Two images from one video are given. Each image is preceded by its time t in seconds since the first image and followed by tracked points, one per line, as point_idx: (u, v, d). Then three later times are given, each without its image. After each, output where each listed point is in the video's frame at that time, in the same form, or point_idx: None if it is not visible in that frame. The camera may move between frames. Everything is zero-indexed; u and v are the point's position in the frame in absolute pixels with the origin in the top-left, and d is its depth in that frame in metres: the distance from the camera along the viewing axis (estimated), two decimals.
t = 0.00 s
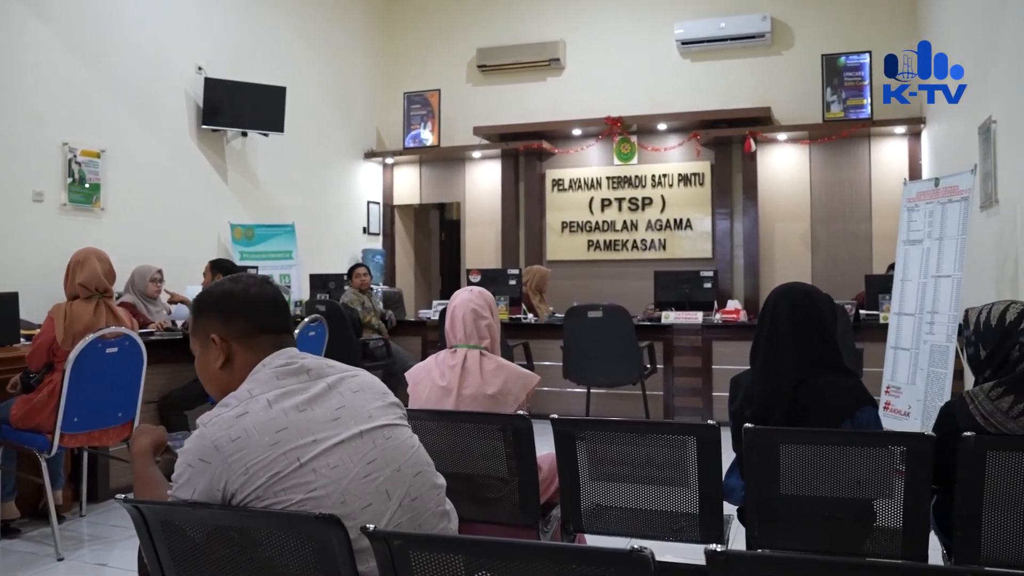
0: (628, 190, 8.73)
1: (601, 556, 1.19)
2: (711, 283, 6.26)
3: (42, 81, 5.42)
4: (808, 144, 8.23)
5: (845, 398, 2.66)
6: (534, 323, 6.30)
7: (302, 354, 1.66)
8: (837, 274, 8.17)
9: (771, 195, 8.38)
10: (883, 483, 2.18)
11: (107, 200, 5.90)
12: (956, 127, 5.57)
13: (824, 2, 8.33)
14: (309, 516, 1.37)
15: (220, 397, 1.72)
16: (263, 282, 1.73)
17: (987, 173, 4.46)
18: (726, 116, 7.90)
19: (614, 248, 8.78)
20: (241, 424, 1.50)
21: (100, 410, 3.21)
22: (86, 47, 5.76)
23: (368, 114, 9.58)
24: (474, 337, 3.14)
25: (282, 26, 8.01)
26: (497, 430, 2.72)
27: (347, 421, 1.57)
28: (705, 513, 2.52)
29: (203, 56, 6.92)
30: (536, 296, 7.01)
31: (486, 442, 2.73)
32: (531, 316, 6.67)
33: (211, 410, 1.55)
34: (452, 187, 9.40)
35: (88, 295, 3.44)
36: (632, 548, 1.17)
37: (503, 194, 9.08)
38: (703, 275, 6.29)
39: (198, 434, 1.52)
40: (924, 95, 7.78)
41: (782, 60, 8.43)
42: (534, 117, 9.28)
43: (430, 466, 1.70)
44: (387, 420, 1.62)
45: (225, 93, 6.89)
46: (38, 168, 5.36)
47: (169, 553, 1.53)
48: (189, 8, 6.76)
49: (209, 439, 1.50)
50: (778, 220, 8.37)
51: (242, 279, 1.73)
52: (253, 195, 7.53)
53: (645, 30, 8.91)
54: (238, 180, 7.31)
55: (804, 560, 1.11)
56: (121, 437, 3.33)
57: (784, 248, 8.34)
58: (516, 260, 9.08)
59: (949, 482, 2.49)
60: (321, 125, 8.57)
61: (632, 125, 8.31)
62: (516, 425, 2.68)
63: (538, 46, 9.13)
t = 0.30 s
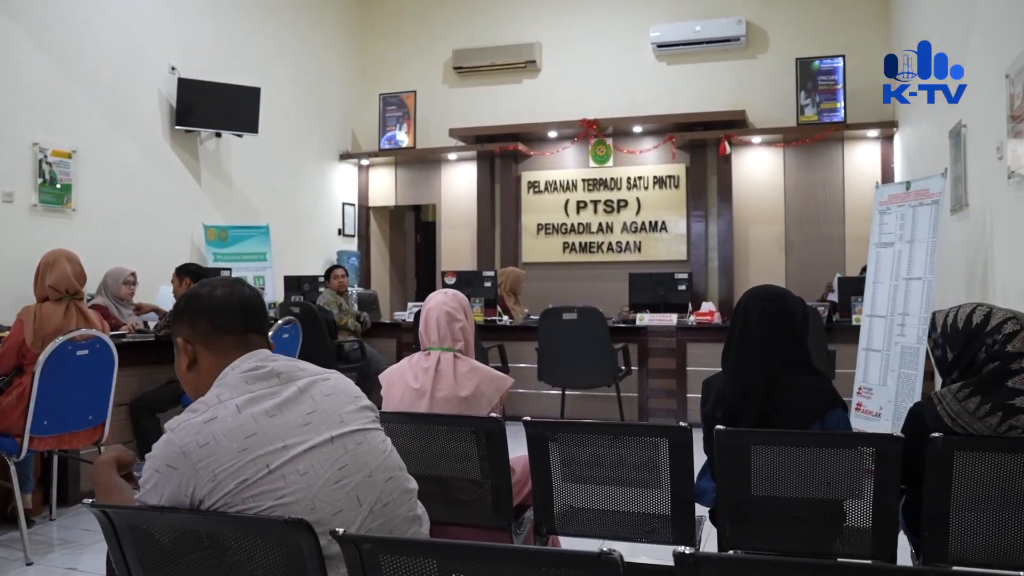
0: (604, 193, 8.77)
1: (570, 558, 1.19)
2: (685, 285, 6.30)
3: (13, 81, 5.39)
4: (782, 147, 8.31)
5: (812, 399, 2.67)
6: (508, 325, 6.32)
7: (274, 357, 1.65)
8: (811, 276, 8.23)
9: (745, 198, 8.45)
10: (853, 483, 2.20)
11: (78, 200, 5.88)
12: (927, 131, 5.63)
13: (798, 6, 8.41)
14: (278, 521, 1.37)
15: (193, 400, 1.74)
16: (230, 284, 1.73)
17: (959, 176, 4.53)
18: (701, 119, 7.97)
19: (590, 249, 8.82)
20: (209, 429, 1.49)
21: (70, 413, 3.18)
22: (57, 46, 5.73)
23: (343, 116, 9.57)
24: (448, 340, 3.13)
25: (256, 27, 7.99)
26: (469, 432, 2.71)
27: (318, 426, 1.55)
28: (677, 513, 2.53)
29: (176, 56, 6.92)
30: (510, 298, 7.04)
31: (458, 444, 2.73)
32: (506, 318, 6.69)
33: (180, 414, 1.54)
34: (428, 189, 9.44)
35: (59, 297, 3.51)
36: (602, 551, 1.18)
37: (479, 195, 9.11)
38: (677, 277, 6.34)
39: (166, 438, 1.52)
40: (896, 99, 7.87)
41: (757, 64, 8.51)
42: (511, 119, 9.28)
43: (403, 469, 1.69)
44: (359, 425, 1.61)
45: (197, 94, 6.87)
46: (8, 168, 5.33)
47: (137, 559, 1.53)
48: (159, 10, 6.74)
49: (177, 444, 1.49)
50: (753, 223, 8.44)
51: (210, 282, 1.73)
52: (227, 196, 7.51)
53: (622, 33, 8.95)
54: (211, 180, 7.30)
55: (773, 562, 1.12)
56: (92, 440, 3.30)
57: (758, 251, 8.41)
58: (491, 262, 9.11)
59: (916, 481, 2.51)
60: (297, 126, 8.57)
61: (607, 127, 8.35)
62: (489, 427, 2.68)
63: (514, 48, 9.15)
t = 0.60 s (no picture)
0: (580, 194, 8.81)
1: (539, 560, 1.20)
2: (661, 287, 6.34)
3: None
4: (758, 149, 8.36)
5: (783, 401, 2.69)
6: (484, 327, 6.33)
7: (245, 360, 1.64)
8: (786, 277, 8.29)
9: (721, 200, 8.49)
10: (823, 484, 2.21)
11: (48, 201, 5.84)
12: (900, 136, 5.67)
13: (773, 10, 8.47)
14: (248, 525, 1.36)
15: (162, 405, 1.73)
16: (203, 287, 1.72)
17: (931, 180, 4.59)
18: (677, 120, 8.02)
19: (566, 251, 8.84)
20: (177, 434, 1.48)
21: (39, 416, 3.15)
22: (25, 46, 5.69)
23: (319, 116, 9.52)
24: (422, 342, 3.13)
25: (231, 26, 7.94)
26: (443, 434, 2.70)
27: (288, 429, 1.55)
28: (650, 516, 2.54)
29: (149, 56, 6.87)
30: (487, 299, 7.07)
31: (432, 447, 2.71)
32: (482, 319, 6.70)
33: (148, 418, 1.53)
34: (403, 190, 9.41)
35: (27, 299, 3.54)
36: (570, 554, 1.18)
37: (455, 196, 9.11)
38: (653, 279, 6.37)
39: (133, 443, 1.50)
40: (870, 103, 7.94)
41: (733, 67, 8.56)
42: (489, 120, 9.27)
43: (375, 472, 1.69)
44: (330, 428, 1.60)
45: (171, 94, 6.82)
46: None
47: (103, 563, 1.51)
48: (133, 9, 6.70)
49: (145, 449, 1.47)
50: (729, 225, 8.49)
51: (182, 285, 1.72)
52: (201, 196, 7.45)
53: (599, 34, 8.97)
54: (184, 181, 7.25)
55: (738, 563, 1.13)
56: (62, 444, 3.26)
57: (734, 252, 8.46)
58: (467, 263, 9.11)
59: (887, 480, 2.53)
60: (272, 127, 8.52)
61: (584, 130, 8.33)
62: (463, 430, 2.67)
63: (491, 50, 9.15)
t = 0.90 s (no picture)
0: (558, 196, 8.83)
1: (511, 562, 1.21)
2: (638, 288, 6.36)
3: None
4: (734, 152, 8.41)
5: (756, 402, 2.70)
6: (461, 328, 6.33)
7: (217, 364, 1.64)
8: (763, 278, 8.35)
9: (698, 202, 8.53)
10: (796, 484, 2.23)
11: (20, 201, 5.79)
12: (874, 140, 5.72)
13: (750, 14, 8.53)
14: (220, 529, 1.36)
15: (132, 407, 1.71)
16: (175, 289, 1.70)
17: (903, 183, 4.65)
18: (654, 122, 8.07)
19: (544, 252, 8.86)
20: (147, 437, 1.46)
21: (9, 419, 3.12)
22: None
23: (295, 116, 9.47)
24: (397, 344, 3.12)
25: (206, 26, 7.88)
26: (418, 436, 2.67)
27: (260, 432, 1.54)
28: (624, 515, 2.55)
29: (124, 55, 6.81)
30: (466, 300, 7.11)
31: (407, 448, 2.69)
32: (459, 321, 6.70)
33: (118, 422, 1.51)
34: (381, 191, 9.38)
35: None
36: (542, 555, 1.20)
37: (432, 197, 9.09)
38: (630, 280, 6.39)
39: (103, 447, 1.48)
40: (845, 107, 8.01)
41: (710, 69, 8.60)
42: (467, 121, 9.26)
43: (349, 476, 1.68)
44: (303, 431, 1.59)
45: (146, 93, 6.77)
46: None
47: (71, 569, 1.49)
48: (107, 7, 6.64)
49: (114, 453, 1.45)
50: (705, 227, 8.54)
51: (154, 288, 1.70)
52: (175, 197, 7.40)
53: (578, 36, 8.99)
54: (159, 181, 7.20)
55: (708, 563, 1.15)
56: (32, 447, 3.25)
57: (710, 254, 8.51)
58: (445, 265, 9.10)
59: (859, 480, 2.55)
60: (248, 128, 8.47)
61: (561, 131, 8.35)
62: (438, 431, 2.64)
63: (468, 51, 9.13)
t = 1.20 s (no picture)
0: (538, 197, 8.84)
1: (486, 564, 1.22)
2: (617, 288, 6.39)
3: None
4: (712, 152, 8.46)
5: (731, 401, 2.71)
6: (441, 328, 6.33)
7: (189, 364, 1.63)
8: (741, 279, 8.40)
9: (678, 202, 8.57)
10: (770, 483, 2.25)
11: None
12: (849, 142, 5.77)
13: (728, 15, 8.58)
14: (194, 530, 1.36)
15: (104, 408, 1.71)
16: (147, 288, 1.69)
17: (879, 184, 4.70)
18: (635, 123, 8.10)
19: (524, 253, 8.87)
20: (119, 439, 1.45)
21: None
22: None
23: (273, 116, 9.42)
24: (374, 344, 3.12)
25: (183, 24, 7.82)
26: (394, 437, 2.66)
27: (234, 433, 1.53)
28: (601, 515, 2.57)
29: (99, 52, 6.76)
30: (446, 300, 7.11)
31: (383, 449, 2.67)
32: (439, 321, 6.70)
33: (89, 423, 1.50)
34: (360, 191, 9.36)
35: None
36: (517, 556, 1.21)
37: (411, 198, 9.08)
38: (608, 280, 6.42)
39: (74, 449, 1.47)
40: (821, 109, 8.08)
41: (689, 70, 8.65)
42: (446, 121, 9.25)
43: (323, 476, 1.69)
44: (276, 432, 1.59)
45: (123, 92, 6.73)
46: None
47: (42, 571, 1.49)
48: (82, 4, 6.58)
49: (85, 455, 1.44)
50: (683, 228, 8.58)
51: (125, 287, 1.69)
52: (152, 196, 7.36)
53: (557, 36, 9.01)
54: (136, 181, 7.15)
55: (682, 562, 1.17)
56: (4, 450, 3.23)
57: (688, 254, 8.55)
58: (424, 266, 9.08)
59: (833, 479, 2.57)
60: (225, 127, 8.42)
61: (541, 132, 8.37)
62: (414, 432, 2.63)
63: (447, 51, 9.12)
